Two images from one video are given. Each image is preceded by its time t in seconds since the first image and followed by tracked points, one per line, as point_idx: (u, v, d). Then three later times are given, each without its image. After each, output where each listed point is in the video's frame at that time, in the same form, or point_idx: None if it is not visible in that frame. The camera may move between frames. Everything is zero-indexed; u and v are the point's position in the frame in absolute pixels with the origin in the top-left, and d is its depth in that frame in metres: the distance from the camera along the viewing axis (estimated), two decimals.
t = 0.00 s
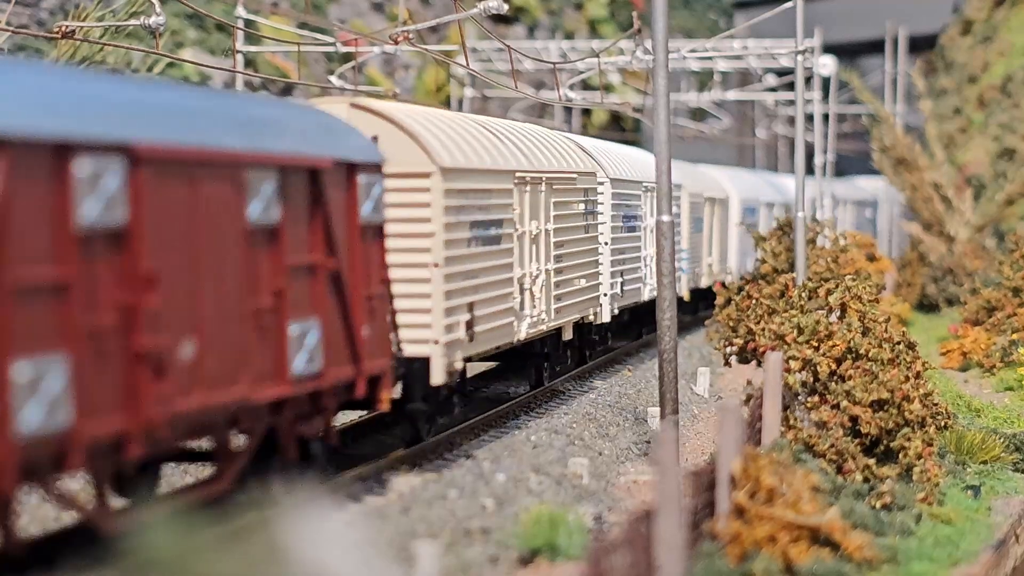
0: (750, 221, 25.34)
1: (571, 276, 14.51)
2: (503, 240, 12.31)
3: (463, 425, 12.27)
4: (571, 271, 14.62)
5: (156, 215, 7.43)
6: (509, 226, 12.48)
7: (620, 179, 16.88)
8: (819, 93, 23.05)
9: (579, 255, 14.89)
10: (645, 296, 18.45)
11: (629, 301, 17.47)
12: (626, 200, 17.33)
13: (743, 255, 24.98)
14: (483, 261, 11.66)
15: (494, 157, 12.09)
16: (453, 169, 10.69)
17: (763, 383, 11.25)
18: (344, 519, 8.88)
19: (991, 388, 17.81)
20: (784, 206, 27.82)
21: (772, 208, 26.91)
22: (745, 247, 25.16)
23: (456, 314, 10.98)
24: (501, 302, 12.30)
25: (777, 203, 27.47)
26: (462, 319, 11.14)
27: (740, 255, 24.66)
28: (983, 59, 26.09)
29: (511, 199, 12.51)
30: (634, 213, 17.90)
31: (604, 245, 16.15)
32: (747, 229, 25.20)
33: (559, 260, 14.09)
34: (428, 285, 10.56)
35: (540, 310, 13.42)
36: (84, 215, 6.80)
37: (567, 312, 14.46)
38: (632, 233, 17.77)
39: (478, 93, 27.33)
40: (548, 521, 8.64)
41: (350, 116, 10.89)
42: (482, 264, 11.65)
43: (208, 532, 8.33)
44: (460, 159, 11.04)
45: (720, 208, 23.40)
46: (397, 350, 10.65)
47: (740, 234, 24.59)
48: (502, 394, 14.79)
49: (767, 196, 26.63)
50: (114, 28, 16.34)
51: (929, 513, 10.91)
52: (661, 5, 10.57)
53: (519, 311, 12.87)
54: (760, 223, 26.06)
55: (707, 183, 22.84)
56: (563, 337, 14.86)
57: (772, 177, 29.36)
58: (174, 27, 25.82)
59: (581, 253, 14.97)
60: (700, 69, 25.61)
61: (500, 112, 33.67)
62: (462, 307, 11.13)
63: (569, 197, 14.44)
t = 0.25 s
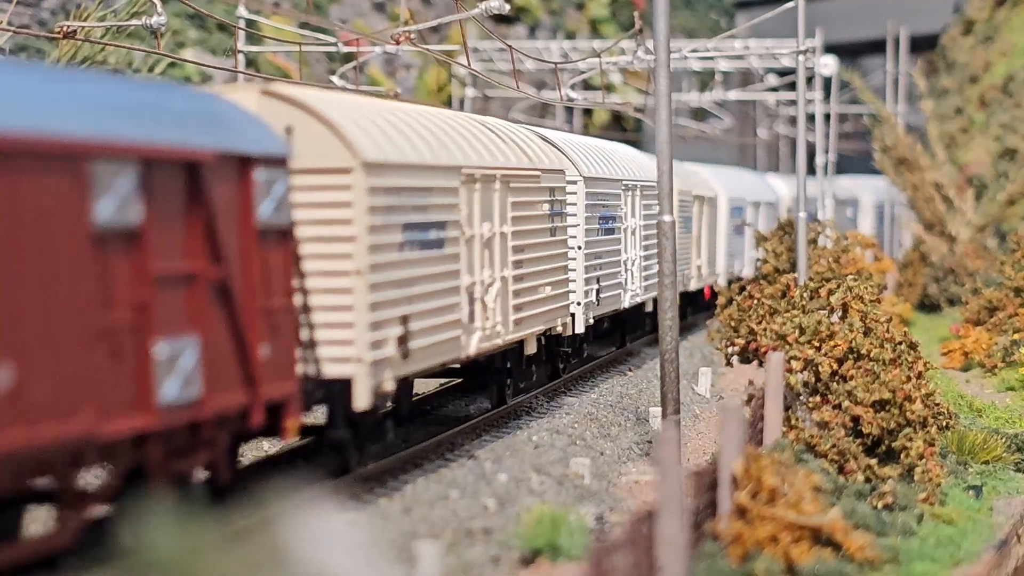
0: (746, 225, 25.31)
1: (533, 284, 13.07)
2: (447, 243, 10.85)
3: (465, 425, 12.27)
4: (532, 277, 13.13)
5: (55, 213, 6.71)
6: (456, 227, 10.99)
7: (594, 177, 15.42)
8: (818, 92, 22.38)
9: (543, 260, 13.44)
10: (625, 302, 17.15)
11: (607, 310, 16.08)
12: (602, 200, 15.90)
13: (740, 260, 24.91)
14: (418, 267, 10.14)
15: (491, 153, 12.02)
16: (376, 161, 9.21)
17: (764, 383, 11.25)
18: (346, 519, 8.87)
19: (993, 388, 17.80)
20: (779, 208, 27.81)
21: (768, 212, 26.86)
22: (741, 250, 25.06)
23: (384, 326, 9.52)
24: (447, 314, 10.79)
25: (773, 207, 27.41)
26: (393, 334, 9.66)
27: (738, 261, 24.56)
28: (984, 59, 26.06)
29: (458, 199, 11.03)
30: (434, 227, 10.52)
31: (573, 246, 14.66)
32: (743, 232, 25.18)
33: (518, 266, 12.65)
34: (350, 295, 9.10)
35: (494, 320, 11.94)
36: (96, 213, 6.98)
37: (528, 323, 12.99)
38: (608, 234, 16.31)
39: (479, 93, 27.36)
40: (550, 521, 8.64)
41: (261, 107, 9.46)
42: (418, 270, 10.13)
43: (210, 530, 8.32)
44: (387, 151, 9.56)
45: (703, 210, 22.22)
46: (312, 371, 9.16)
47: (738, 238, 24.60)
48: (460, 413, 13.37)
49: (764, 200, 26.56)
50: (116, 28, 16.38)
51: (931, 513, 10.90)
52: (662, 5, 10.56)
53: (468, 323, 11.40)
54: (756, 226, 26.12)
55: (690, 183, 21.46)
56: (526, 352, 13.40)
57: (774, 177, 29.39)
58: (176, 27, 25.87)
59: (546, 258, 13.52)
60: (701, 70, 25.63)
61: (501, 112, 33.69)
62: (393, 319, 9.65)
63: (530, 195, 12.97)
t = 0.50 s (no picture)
0: (745, 230, 25.04)
1: (475, 296, 11.36)
2: (356, 250, 9.07)
3: (466, 424, 12.28)
4: (474, 287, 11.39)
5: None
6: (369, 227, 9.25)
7: (554, 176, 13.71)
8: (821, 94, 23.00)
9: (489, 267, 11.71)
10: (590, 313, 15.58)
11: (571, 322, 14.63)
12: (564, 201, 14.23)
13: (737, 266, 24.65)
14: (315, 278, 8.45)
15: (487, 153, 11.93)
16: (259, 152, 7.64)
17: (765, 383, 11.24)
18: (347, 520, 8.88)
19: (994, 388, 17.80)
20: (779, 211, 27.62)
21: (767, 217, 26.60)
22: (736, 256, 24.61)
23: (266, 349, 7.84)
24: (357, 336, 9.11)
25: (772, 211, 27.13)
26: (278, 358, 7.96)
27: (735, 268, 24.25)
28: (985, 59, 26.05)
29: (373, 200, 9.32)
30: (336, 231, 8.75)
31: (529, 255, 13.20)
32: (743, 237, 24.98)
33: (455, 276, 10.92)
34: (218, 312, 7.46)
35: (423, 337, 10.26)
36: None
37: (470, 340, 11.24)
38: (572, 239, 14.63)
39: (480, 93, 27.36)
40: (550, 521, 8.65)
41: (112, 88, 7.76)
42: (312, 281, 8.41)
43: (210, 531, 8.32)
44: (277, 139, 8.06)
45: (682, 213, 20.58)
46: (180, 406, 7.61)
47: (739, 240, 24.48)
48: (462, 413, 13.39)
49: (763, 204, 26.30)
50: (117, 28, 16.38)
51: (932, 513, 10.90)
52: (664, 5, 10.56)
53: (386, 342, 9.63)
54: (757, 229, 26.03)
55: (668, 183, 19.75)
56: (467, 373, 11.58)
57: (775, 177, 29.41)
58: (177, 27, 25.89)
59: (494, 266, 11.83)
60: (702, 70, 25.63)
61: (501, 112, 33.68)
62: (279, 340, 7.98)
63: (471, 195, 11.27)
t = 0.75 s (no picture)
0: (736, 231, 24.32)
1: (401, 309, 9.71)
2: (245, 255, 7.67)
3: (466, 424, 12.28)
4: (400, 299, 9.74)
5: None
6: (264, 228, 7.88)
7: (508, 174, 11.91)
8: (819, 92, 22.81)
9: (423, 275, 10.19)
10: (555, 326, 13.83)
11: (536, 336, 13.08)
12: (522, 201, 12.47)
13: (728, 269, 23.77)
14: (196, 290, 7.15)
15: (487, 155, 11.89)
16: (166, 144, 6.94)
17: (765, 383, 11.24)
18: (348, 520, 8.89)
19: (994, 388, 17.80)
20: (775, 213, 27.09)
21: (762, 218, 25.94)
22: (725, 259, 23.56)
23: (117, 373, 6.49)
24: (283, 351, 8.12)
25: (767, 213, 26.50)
26: (130, 381, 6.59)
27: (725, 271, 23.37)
28: (985, 59, 26.07)
29: (268, 196, 7.94)
30: (215, 233, 7.36)
31: (482, 265, 11.40)
32: (735, 239, 24.32)
33: (382, 285, 9.46)
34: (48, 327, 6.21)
35: (332, 356, 8.69)
36: None
37: (404, 358, 9.85)
38: (532, 244, 12.87)
39: (480, 93, 27.36)
40: (551, 522, 8.65)
41: None
42: (187, 291, 7.07)
43: (210, 531, 8.34)
44: (199, 133, 7.37)
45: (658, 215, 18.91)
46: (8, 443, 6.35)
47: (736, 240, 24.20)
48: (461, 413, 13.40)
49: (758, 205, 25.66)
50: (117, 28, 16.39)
51: (932, 513, 10.90)
52: (664, 5, 10.56)
53: (288, 361, 8.16)
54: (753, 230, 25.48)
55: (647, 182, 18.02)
56: (400, 395, 10.12)
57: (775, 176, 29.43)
58: (177, 28, 25.92)
59: (426, 273, 10.25)
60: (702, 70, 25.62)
61: (501, 113, 33.68)
62: (136, 361, 6.63)
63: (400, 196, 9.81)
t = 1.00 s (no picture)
0: (721, 229, 23.36)
1: (294, 330, 8.19)
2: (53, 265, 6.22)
3: (466, 425, 12.28)
4: (292, 317, 8.21)
5: None
6: (91, 231, 6.49)
7: (441, 172, 10.27)
8: (819, 93, 23.01)
9: (326, 286, 8.61)
10: (505, 342, 12.25)
11: (477, 354, 11.41)
12: (461, 203, 10.88)
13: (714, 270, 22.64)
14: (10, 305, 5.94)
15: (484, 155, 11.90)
16: (93, 139, 6.50)
17: (765, 383, 11.25)
18: (348, 520, 8.90)
19: (994, 388, 17.81)
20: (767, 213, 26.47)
21: (751, 216, 25.13)
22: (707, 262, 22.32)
23: None
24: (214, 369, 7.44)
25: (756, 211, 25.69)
26: None
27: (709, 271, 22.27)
28: (985, 59, 26.08)
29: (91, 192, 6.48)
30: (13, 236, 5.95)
31: (412, 275, 9.90)
32: (722, 237, 23.40)
33: (259, 300, 7.85)
34: None
35: (191, 382, 7.24)
36: None
37: (289, 386, 8.19)
38: (474, 252, 11.26)
39: (480, 94, 27.39)
40: (551, 522, 8.66)
41: None
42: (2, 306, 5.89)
43: (210, 531, 8.35)
44: (139, 125, 6.95)
45: (632, 217, 17.36)
46: None
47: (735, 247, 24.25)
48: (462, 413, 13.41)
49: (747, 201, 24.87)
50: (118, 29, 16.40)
51: (932, 513, 10.90)
52: (664, 5, 10.56)
53: (124, 393, 6.74)
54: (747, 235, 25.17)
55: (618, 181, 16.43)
56: (294, 427, 8.57)
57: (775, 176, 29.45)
58: (177, 28, 25.96)
59: (329, 284, 8.65)
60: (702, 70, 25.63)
61: (501, 113, 33.69)
62: None
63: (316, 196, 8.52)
